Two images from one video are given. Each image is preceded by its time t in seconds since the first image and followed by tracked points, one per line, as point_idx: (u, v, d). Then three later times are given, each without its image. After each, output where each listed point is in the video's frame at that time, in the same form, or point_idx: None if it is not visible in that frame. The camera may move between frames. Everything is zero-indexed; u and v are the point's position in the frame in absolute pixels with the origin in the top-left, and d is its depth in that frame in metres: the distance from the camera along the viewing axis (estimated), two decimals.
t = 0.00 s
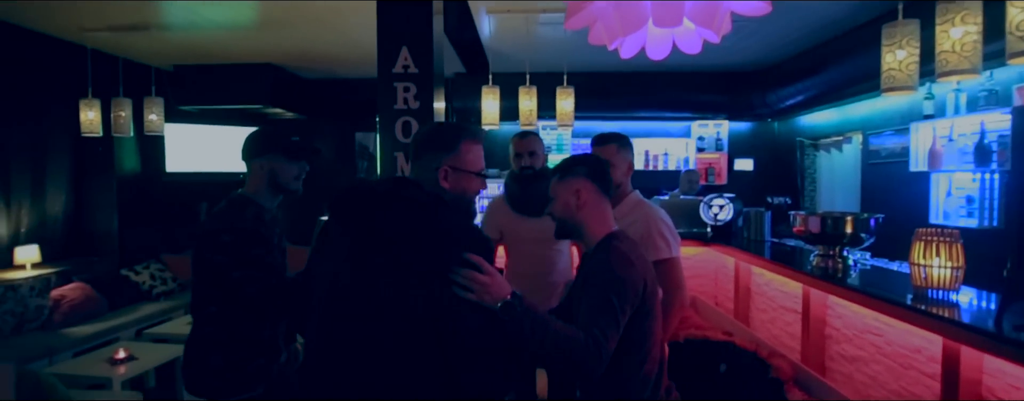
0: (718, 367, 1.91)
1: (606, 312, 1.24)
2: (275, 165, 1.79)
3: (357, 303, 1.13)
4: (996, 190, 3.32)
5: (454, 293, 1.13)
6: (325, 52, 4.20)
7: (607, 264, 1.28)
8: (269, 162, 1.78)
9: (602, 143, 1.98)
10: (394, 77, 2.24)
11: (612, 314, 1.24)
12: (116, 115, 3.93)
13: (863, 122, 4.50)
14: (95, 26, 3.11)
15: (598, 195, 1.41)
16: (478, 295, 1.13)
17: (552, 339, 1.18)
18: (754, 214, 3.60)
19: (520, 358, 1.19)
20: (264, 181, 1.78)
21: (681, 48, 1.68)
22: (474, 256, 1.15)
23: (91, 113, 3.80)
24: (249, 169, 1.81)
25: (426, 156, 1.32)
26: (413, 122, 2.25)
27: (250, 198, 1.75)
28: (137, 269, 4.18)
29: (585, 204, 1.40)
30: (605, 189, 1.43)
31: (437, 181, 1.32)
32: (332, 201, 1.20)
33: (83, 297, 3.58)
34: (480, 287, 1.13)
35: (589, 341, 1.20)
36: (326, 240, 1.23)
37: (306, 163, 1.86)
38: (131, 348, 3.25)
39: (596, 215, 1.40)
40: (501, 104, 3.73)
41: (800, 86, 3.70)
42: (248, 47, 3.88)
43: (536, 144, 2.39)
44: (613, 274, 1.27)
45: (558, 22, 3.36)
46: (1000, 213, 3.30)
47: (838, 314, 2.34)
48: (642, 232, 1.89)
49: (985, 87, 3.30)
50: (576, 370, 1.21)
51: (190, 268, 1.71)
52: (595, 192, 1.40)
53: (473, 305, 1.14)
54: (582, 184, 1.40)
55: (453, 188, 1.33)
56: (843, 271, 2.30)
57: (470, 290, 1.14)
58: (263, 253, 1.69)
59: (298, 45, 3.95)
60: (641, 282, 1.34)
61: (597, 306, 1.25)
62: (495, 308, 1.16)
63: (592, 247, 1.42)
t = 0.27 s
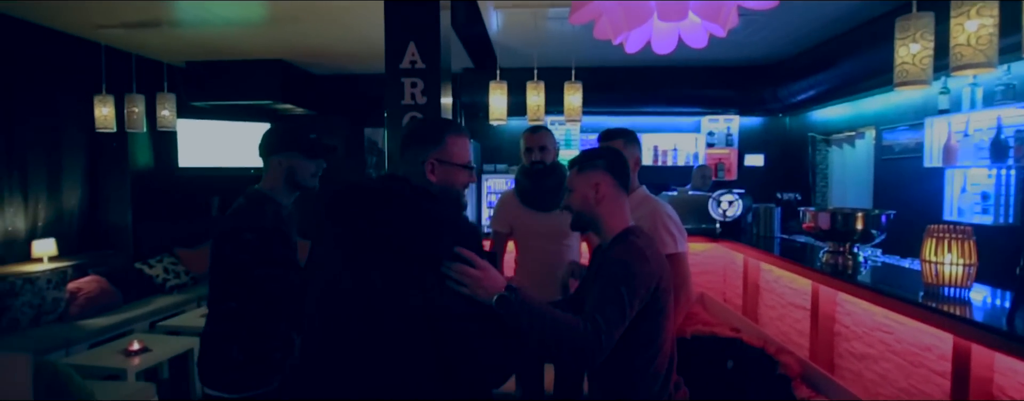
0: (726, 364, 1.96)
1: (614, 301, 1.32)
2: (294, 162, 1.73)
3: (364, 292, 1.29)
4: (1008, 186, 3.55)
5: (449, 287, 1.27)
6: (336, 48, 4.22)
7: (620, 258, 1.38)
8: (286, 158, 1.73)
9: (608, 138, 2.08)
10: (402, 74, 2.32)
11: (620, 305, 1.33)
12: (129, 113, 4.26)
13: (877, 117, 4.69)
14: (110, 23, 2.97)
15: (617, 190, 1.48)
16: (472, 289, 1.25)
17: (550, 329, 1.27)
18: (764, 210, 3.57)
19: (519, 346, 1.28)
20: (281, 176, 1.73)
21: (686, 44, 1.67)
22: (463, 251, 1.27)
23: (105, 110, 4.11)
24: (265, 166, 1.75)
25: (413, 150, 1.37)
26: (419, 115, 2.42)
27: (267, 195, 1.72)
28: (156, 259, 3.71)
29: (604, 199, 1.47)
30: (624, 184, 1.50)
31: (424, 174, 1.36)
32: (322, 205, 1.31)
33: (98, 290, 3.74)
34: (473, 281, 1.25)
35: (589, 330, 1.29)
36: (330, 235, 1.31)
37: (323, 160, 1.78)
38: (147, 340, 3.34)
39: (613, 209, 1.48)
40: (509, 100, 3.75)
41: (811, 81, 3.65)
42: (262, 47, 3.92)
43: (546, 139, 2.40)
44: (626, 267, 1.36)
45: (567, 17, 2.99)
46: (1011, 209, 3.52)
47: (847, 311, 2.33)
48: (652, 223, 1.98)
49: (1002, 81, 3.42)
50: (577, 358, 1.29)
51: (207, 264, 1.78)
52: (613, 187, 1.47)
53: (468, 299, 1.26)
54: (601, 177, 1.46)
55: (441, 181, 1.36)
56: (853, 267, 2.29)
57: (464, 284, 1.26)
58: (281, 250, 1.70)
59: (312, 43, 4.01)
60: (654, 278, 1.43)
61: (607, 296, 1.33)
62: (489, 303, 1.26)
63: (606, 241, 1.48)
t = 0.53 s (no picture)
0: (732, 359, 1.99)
1: (625, 295, 1.33)
2: (311, 160, 1.74)
3: (364, 290, 1.29)
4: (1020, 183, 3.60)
5: (453, 289, 1.28)
6: (342, 44, 4.22)
7: (633, 253, 1.38)
8: (304, 156, 1.74)
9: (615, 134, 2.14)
10: (408, 70, 2.32)
11: (630, 300, 1.33)
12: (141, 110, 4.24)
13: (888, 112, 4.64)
14: (119, 19, 2.97)
15: (631, 186, 1.48)
16: (471, 293, 1.26)
17: (550, 324, 1.29)
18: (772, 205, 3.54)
19: (517, 341, 1.33)
20: (298, 175, 1.74)
21: (690, 39, 1.66)
22: (464, 256, 1.29)
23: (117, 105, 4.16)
24: (283, 163, 1.77)
25: (406, 147, 1.36)
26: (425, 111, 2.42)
27: (285, 193, 1.75)
28: (167, 253, 3.84)
29: (618, 193, 1.47)
30: (638, 180, 1.50)
31: (418, 169, 1.36)
32: (320, 202, 1.33)
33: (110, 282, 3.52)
34: (474, 283, 1.26)
35: (597, 324, 1.30)
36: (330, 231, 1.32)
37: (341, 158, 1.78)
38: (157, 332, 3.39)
39: (626, 206, 1.48)
40: (515, 95, 3.74)
41: (821, 75, 3.60)
42: (270, 44, 3.95)
43: (555, 133, 2.37)
44: (638, 262, 1.36)
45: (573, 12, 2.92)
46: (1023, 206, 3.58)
47: (855, 309, 2.33)
48: (657, 219, 1.99)
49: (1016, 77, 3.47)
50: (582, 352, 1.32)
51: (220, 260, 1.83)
52: (627, 183, 1.48)
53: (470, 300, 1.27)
54: (616, 172, 1.46)
55: (434, 176, 1.36)
56: (861, 264, 2.28)
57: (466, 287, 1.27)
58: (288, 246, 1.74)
59: (321, 39, 4.04)
60: (665, 275, 1.43)
61: (619, 291, 1.34)
62: (493, 303, 1.27)
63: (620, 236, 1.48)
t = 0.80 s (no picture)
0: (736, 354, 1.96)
1: (640, 295, 1.31)
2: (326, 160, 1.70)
3: (368, 284, 1.31)
4: None
5: (472, 305, 1.30)
6: (349, 39, 4.22)
7: (650, 253, 1.36)
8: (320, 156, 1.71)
9: (620, 129, 2.16)
10: (413, 65, 2.34)
11: (648, 299, 1.31)
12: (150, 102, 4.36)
13: (898, 106, 4.58)
14: (129, 16, 2.96)
15: (641, 182, 1.48)
16: (491, 307, 1.28)
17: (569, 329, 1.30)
18: (778, 202, 3.51)
19: (521, 331, 1.35)
20: (313, 174, 1.71)
21: (694, 34, 1.66)
22: (482, 275, 1.30)
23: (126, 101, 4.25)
24: (300, 161, 1.73)
25: (405, 141, 1.37)
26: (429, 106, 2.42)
27: (298, 188, 1.74)
28: (177, 248, 3.87)
29: (629, 189, 1.47)
30: (647, 176, 1.50)
31: (419, 162, 1.37)
32: (325, 197, 1.35)
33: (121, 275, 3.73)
34: (496, 300, 1.28)
35: (617, 327, 1.30)
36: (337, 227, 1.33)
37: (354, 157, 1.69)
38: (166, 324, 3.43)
39: (636, 202, 1.47)
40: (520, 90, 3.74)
41: (831, 70, 3.54)
42: (277, 40, 3.95)
43: (562, 128, 2.29)
44: (652, 261, 1.35)
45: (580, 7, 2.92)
46: None
47: (859, 304, 2.30)
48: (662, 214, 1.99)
49: None
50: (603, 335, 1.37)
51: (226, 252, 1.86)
52: (637, 179, 1.48)
53: (492, 314, 1.30)
54: (626, 168, 1.47)
55: (434, 169, 1.38)
56: (867, 260, 2.27)
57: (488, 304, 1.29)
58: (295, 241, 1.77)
59: (327, 34, 4.03)
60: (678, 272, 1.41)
61: (634, 290, 1.32)
62: (514, 318, 1.31)
63: (629, 232, 1.47)
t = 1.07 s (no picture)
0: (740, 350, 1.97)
1: (662, 299, 1.32)
2: (340, 155, 1.83)
3: (371, 278, 1.30)
4: None
5: (483, 305, 1.30)
6: (355, 34, 4.21)
7: (666, 252, 1.34)
8: (334, 152, 1.82)
9: (624, 124, 2.15)
10: (417, 60, 2.34)
11: (671, 303, 1.32)
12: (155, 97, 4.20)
13: (907, 100, 4.53)
14: (136, 11, 2.94)
15: (649, 178, 1.48)
16: (520, 338, 1.33)
17: (596, 337, 1.35)
18: (784, 197, 3.50)
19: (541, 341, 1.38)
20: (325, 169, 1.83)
21: (698, 29, 1.65)
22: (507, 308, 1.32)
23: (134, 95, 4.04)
24: (312, 158, 1.85)
25: (410, 136, 1.37)
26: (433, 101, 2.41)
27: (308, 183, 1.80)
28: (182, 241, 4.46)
29: (636, 186, 1.47)
30: (656, 172, 1.49)
31: (425, 158, 1.36)
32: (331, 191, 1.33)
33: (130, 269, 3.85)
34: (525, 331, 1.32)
35: (647, 335, 1.31)
36: (344, 223, 1.32)
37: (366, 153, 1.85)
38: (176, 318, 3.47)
39: (645, 198, 1.47)
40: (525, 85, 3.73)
41: (837, 64, 3.52)
42: (284, 34, 3.95)
43: (566, 123, 2.31)
44: (670, 261, 1.34)
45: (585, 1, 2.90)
46: None
47: (865, 300, 2.29)
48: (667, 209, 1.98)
49: None
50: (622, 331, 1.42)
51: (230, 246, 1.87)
52: (645, 175, 1.47)
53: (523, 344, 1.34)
54: (634, 165, 1.46)
55: (441, 163, 1.38)
56: (873, 256, 2.25)
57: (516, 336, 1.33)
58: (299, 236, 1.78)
59: (334, 29, 4.03)
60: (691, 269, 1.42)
61: (652, 293, 1.32)
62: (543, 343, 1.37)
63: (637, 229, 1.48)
